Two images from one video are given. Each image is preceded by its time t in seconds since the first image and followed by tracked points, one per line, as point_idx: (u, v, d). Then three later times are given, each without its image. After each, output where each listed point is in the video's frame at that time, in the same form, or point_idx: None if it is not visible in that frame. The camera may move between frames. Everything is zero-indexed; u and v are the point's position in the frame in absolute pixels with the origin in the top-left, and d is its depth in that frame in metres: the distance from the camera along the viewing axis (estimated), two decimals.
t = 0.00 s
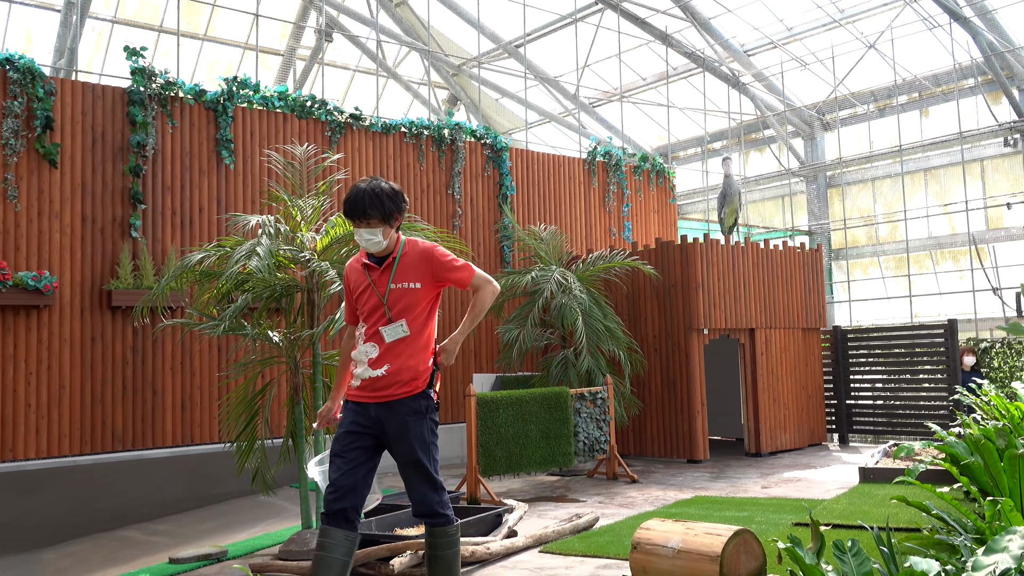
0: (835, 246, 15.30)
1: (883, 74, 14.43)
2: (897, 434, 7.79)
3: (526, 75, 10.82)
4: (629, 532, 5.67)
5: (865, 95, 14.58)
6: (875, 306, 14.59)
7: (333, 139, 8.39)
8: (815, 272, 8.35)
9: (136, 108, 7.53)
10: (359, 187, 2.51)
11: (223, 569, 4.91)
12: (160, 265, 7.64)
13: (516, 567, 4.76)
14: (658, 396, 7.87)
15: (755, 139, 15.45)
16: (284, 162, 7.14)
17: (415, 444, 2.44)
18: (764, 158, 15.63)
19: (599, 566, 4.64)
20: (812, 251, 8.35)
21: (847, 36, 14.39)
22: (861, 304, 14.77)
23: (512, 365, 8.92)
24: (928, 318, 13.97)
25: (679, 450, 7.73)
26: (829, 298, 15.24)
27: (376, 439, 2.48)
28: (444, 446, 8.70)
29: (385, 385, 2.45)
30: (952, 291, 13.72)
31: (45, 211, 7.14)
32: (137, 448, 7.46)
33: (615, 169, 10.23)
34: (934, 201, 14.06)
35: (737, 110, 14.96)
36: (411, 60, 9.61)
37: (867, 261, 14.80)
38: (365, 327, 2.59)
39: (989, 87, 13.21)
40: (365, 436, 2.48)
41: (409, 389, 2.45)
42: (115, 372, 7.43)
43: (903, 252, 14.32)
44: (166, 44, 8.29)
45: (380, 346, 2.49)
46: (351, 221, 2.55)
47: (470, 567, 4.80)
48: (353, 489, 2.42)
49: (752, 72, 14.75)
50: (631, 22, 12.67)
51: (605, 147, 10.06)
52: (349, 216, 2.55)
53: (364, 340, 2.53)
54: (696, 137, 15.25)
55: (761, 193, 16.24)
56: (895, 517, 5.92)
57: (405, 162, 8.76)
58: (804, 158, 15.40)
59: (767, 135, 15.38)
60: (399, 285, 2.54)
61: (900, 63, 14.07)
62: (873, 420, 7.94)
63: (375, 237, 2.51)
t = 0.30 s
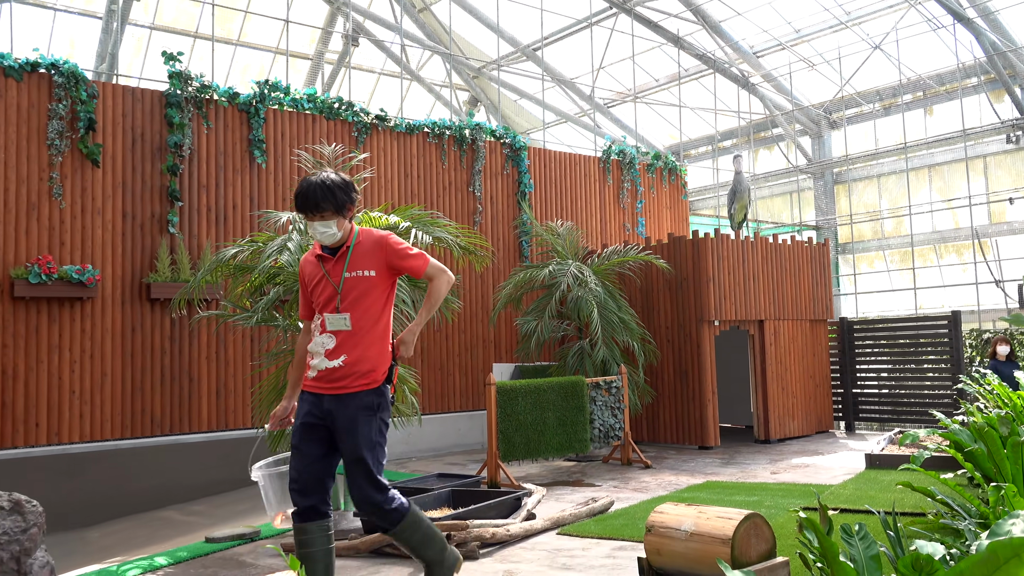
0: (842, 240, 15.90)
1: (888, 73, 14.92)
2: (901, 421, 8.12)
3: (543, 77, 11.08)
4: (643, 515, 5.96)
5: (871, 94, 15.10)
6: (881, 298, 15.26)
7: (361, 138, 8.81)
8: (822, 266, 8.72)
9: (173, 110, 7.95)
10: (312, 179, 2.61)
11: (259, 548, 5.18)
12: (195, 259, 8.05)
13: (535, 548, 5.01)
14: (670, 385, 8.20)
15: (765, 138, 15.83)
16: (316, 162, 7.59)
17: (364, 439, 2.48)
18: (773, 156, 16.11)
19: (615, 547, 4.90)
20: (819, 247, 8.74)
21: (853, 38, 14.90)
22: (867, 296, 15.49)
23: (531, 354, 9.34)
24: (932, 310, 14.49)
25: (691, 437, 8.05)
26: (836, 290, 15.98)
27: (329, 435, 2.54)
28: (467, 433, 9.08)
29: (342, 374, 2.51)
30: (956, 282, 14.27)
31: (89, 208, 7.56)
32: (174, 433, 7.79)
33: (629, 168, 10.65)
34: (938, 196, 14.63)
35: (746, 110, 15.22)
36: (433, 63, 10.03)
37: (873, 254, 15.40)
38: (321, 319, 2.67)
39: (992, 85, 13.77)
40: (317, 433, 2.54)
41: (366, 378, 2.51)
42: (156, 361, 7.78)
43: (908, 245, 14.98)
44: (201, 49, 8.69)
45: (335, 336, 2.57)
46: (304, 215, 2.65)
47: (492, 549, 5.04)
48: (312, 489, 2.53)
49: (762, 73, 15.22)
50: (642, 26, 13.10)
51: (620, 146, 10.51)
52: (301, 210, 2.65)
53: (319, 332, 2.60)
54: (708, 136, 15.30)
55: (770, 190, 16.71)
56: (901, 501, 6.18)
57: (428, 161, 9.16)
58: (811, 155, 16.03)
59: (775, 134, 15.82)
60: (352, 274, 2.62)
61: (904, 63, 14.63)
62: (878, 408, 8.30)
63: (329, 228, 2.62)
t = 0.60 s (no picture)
0: (859, 239, 16.33)
1: (903, 77, 15.21)
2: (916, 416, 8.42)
3: (567, 85, 11.57)
4: (664, 505, 6.24)
5: (886, 97, 15.45)
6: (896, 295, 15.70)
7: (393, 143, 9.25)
8: (840, 265, 9.02)
9: (216, 118, 8.38)
10: (289, 179, 2.83)
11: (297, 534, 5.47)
12: (236, 259, 8.48)
13: (561, 536, 5.29)
14: (691, 380, 8.52)
15: (782, 140, 16.17)
16: (349, 166, 7.92)
17: (313, 428, 2.65)
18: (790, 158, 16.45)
19: (637, 535, 5.18)
20: (836, 245, 9.04)
21: (869, 44, 15.17)
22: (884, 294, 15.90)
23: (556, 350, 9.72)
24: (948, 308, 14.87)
25: (711, 429, 8.35)
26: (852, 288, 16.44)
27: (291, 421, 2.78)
28: (495, 426, 9.46)
29: (317, 367, 2.74)
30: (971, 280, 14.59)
31: (137, 212, 7.98)
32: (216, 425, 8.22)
33: (650, 170, 11.12)
34: (953, 197, 14.89)
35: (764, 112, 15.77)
36: (461, 71, 10.49)
37: (888, 253, 15.82)
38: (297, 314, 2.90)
39: (1006, 87, 14.05)
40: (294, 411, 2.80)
41: (339, 372, 2.73)
42: (202, 355, 8.22)
43: (923, 245, 15.31)
44: (241, 60, 9.17)
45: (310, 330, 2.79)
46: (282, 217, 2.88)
47: (519, 536, 5.32)
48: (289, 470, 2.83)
49: (779, 77, 15.60)
50: (665, 33, 13.24)
51: (641, 149, 11.00)
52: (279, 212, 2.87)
53: (296, 327, 2.83)
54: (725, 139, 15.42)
55: (787, 190, 17.03)
56: (917, 494, 6.39)
57: (457, 166, 9.60)
58: (828, 156, 16.38)
59: (792, 137, 16.17)
60: (328, 271, 2.84)
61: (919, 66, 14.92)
62: (894, 401, 8.64)
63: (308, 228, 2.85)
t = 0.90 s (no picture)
0: (870, 239, 17.04)
1: (914, 80, 15.82)
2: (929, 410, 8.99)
3: (586, 90, 11.99)
4: (681, 495, 6.50)
5: (897, 100, 16.05)
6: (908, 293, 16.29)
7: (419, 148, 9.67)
8: (852, 265, 9.48)
9: (251, 126, 8.75)
10: (279, 181, 2.74)
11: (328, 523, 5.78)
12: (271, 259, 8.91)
13: (580, 525, 5.55)
14: (706, 374, 8.88)
15: (795, 143, 16.67)
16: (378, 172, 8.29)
17: (287, 432, 2.58)
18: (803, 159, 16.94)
19: (655, 525, 5.41)
20: (849, 246, 9.48)
21: (880, 48, 15.78)
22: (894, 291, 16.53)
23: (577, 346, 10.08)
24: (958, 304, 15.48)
25: (727, 424, 8.69)
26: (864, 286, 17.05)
27: (263, 425, 2.68)
28: (518, 419, 9.84)
29: (287, 372, 2.66)
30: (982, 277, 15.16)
31: (177, 215, 8.39)
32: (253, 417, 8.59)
33: (666, 173, 11.75)
34: (963, 196, 15.53)
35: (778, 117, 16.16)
36: (484, 79, 11.00)
37: (899, 251, 16.46)
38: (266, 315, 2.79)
39: (1016, 89, 14.61)
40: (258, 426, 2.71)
41: (310, 375, 2.66)
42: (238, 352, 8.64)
43: (933, 243, 15.93)
44: (275, 70, 9.61)
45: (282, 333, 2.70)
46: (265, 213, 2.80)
47: (541, 525, 5.59)
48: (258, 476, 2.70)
49: (792, 82, 15.96)
50: (681, 40, 13.70)
51: (658, 153, 11.59)
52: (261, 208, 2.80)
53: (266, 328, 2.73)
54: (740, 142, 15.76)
55: (800, 191, 17.66)
56: (929, 486, 6.55)
57: (482, 171, 10.11)
58: (839, 158, 16.93)
59: (805, 139, 16.66)
60: (306, 275, 2.75)
61: (929, 70, 15.54)
62: (906, 396, 9.19)
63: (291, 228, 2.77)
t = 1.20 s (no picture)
0: (882, 239, 16.89)
1: (925, 85, 15.89)
2: (938, 405, 9.91)
3: (603, 97, 12.53)
4: (698, 490, 6.69)
5: (908, 104, 16.16)
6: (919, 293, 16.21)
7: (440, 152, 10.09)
8: (864, 267, 10.12)
9: (281, 134, 9.08)
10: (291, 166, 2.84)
11: (356, 515, 6.11)
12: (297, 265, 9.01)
13: (599, 519, 5.80)
14: (722, 372, 9.34)
15: (807, 147, 17.15)
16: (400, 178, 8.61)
17: (303, 431, 2.78)
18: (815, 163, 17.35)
19: (672, 519, 5.61)
20: (860, 249, 10.10)
21: (891, 53, 16.05)
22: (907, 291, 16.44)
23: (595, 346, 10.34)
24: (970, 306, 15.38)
25: (742, 420, 9.11)
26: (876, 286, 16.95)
27: (262, 422, 2.81)
28: (538, 416, 10.16)
29: (288, 364, 2.79)
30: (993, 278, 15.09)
31: (211, 220, 8.67)
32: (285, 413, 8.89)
33: (682, 176, 12.31)
34: (973, 199, 15.36)
35: (790, 119, 16.63)
36: (504, 87, 11.44)
37: (910, 251, 16.40)
38: (256, 309, 2.84)
39: None
40: (234, 439, 2.77)
41: (311, 367, 2.83)
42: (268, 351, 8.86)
43: (945, 243, 15.80)
44: (303, 81, 10.02)
45: (279, 326, 2.82)
46: (268, 201, 2.84)
47: (560, 519, 5.86)
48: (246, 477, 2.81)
49: (804, 87, 16.63)
50: (694, 48, 14.15)
51: (674, 157, 12.18)
52: (264, 194, 2.83)
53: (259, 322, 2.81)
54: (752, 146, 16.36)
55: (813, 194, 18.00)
56: (941, 483, 6.42)
57: (502, 176, 10.55)
58: (852, 161, 17.21)
59: (817, 143, 17.16)
60: (301, 268, 2.90)
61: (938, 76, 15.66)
62: (918, 392, 10.08)
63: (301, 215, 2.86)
